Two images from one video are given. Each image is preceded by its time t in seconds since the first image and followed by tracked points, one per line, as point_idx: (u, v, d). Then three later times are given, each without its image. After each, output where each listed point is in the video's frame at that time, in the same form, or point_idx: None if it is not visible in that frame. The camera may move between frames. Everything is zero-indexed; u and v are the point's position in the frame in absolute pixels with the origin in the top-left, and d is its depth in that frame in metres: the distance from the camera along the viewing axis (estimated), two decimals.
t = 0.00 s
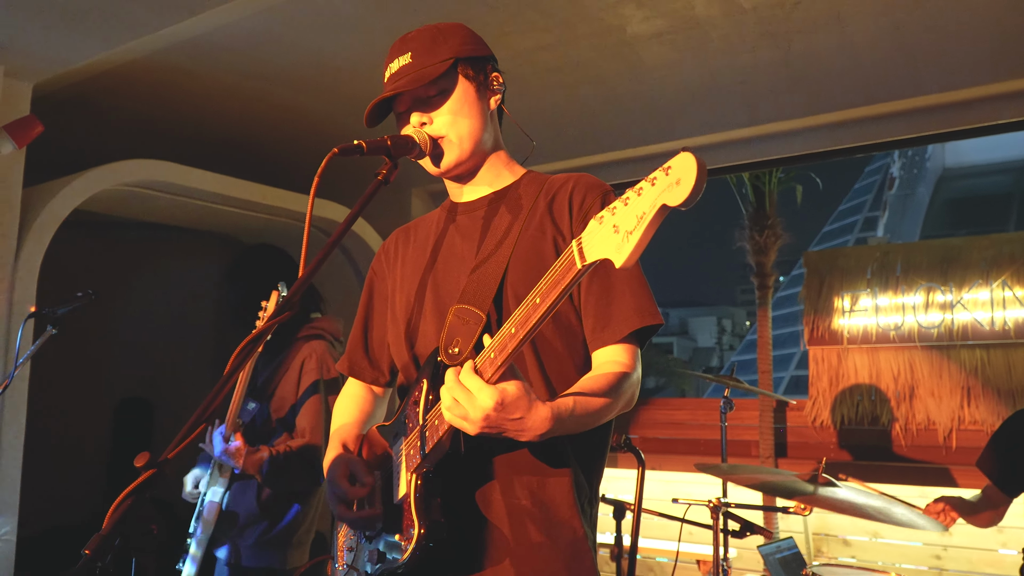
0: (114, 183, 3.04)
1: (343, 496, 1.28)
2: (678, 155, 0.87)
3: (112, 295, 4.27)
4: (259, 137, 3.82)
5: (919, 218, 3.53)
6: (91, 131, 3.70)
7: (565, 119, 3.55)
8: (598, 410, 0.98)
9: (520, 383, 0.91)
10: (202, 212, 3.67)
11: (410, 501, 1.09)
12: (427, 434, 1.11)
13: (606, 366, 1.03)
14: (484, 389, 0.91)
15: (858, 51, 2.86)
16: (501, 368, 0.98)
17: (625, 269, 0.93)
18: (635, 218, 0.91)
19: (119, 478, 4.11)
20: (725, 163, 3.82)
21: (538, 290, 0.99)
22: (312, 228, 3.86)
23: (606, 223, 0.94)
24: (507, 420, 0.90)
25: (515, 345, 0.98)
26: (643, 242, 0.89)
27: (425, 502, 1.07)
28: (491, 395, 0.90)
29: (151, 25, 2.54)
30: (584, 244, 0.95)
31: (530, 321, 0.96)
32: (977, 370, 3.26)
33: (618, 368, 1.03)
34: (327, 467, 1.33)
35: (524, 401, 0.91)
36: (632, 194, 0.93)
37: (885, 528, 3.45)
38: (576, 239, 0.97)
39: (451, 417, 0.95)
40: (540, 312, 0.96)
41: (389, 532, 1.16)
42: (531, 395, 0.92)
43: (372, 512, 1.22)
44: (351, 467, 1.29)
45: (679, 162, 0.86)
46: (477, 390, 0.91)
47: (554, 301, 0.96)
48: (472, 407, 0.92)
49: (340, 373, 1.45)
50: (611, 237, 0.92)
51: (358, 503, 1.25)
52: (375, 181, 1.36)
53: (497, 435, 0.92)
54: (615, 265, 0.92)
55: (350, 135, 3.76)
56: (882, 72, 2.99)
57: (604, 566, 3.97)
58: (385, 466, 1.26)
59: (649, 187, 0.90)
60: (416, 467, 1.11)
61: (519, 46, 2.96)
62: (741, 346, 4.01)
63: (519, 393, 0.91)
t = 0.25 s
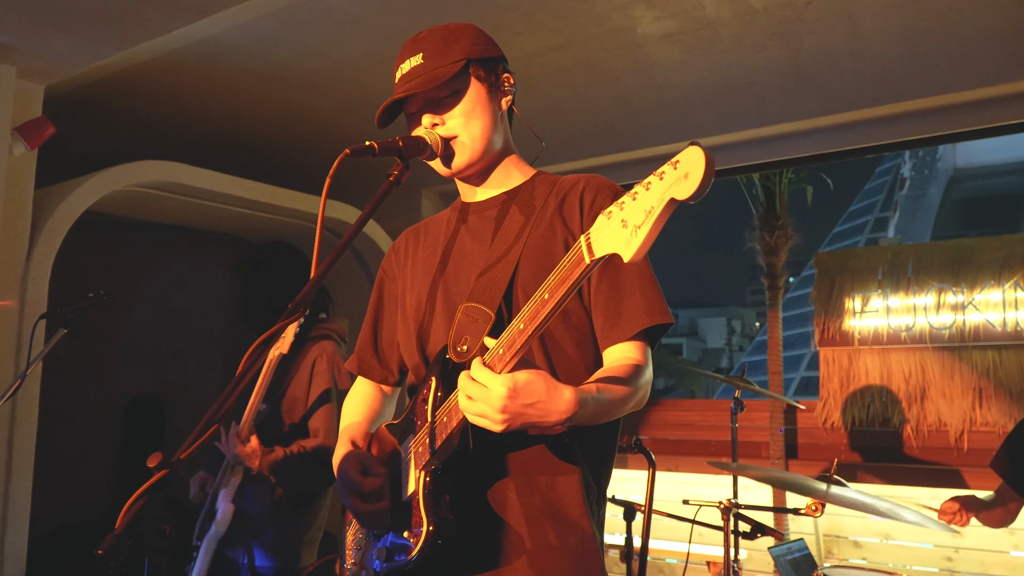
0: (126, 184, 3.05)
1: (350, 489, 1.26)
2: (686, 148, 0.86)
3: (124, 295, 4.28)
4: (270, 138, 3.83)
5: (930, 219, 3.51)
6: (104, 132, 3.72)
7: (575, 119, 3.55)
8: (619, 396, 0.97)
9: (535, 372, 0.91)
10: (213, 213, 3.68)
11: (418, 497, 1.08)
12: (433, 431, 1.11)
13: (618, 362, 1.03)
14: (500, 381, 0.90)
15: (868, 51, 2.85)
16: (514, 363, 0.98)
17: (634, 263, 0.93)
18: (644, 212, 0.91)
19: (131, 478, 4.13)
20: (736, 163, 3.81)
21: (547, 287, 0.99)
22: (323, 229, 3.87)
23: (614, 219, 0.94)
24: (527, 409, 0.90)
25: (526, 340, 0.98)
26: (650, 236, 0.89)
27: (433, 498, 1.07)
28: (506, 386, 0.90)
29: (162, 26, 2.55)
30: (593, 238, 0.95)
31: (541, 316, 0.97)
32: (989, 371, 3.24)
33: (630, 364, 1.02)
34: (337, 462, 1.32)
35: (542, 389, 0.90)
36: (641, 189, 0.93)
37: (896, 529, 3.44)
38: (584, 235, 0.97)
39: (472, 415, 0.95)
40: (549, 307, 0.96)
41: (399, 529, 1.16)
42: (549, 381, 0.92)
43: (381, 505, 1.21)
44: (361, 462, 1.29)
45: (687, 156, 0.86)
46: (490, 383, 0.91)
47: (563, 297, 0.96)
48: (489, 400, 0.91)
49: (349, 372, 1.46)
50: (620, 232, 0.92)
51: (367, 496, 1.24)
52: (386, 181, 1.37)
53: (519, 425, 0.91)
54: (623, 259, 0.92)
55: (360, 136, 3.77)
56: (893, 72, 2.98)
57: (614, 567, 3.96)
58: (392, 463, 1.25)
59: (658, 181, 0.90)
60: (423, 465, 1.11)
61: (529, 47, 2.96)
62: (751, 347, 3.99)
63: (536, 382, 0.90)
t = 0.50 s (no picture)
0: (135, 181, 3.06)
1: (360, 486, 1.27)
2: (694, 148, 0.87)
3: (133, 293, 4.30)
4: (278, 135, 3.83)
5: (938, 215, 3.51)
6: (113, 130, 3.73)
7: (583, 115, 3.55)
8: (626, 395, 0.97)
9: (542, 370, 0.91)
10: (221, 210, 3.69)
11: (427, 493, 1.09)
12: (444, 424, 1.11)
13: (627, 360, 1.03)
14: (506, 377, 0.91)
15: (878, 46, 2.84)
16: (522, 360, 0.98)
17: (643, 262, 0.93)
18: (651, 211, 0.91)
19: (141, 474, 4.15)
20: (744, 159, 3.81)
21: (556, 284, 0.99)
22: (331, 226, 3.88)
23: (621, 217, 0.95)
24: (533, 405, 0.90)
25: (534, 338, 0.98)
26: (657, 236, 0.90)
27: (443, 494, 1.07)
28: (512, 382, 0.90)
29: (171, 24, 2.55)
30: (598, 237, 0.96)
31: (549, 314, 0.97)
32: (999, 368, 3.23)
33: (639, 361, 1.02)
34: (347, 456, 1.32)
35: (549, 386, 0.90)
36: (646, 188, 0.93)
37: (905, 526, 3.43)
38: (591, 233, 0.97)
39: (478, 412, 0.95)
40: (557, 305, 0.96)
41: (409, 525, 1.16)
42: (556, 379, 0.92)
43: (391, 501, 1.22)
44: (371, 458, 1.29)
45: (695, 155, 0.86)
46: (498, 379, 0.92)
47: (572, 294, 0.96)
48: (495, 396, 0.91)
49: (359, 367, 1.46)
50: (627, 231, 0.93)
51: (377, 492, 1.24)
52: (395, 177, 1.37)
53: (525, 421, 0.91)
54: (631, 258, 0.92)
55: (368, 133, 3.77)
56: (903, 67, 2.97)
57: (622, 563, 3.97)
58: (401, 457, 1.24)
59: (664, 180, 0.91)
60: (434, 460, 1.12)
61: (537, 43, 2.96)
62: (760, 343, 3.98)
63: (542, 379, 0.91)
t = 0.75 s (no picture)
0: (138, 178, 3.06)
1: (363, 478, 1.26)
2: (704, 147, 0.86)
3: (137, 289, 4.30)
4: (281, 131, 3.83)
5: (943, 210, 3.48)
6: (116, 126, 3.73)
7: (586, 111, 3.55)
8: (631, 392, 0.96)
9: (547, 367, 0.91)
10: (224, 207, 3.70)
11: (433, 491, 1.10)
12: (449, 421, 1.11)
13: (633, 356, 1.03)
14: (512, 375, 0.90)
15: (881, 41, 2.84)
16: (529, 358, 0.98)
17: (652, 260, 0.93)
18: (660, 211, 0.91)
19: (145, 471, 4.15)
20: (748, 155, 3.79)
21: (564, 283, 0.98)
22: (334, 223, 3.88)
23: (630, 216, 0.94)
24: (538, 403, 0.90)
25: (541, 335, 0.98)
26: (667, 236, 0.89)
27: (450, 491, 1.08)
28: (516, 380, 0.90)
29: (173, 20, 2.55)
30: (608, 236, 0.96)
31: (556, 312, 0.96)
32: (1003, 363, 3.23)
33: (645, 358, 1.02)
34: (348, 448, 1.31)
35: (554, 384, 0.90)
36: (656, 187, 0.93)
37: (908, 522, 3.42)
38: (601, 232, 0.97)
39: (483, 409, 0.95)
40: (564, 304, 0.96)
41: (413, 521, 1.16)
42: (562, 377, 0.92)
43: (395, 496, 1.21)
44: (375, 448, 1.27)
45: (705, 154, 0.86)
46: (504, 377, 0.91)
47: (580, 294, 0.96)
48: (500, 394, 0.91)
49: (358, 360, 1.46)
50: (636, 230, 0.92)
51: (381, 487, 1.24)
52: (398, 173, 1.37)
53: (530, 418, 0.91)
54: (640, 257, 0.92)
55: (371, 129, 3.77)
56: (906, 62, 2.96)
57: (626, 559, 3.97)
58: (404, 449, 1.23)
59: (675, 180, 0.90)
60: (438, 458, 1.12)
61: (540, 39, 2.96)
62: (763, 339, 3.98)
63: (548, 377, 0.90)
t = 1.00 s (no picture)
0: (138, 176, 3.05)
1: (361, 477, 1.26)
2: (705, 139, 0.85)
3: (137, 288, 4.30)
4: (280, 129, 3.82)
5: (944, 207, 3.49)
6: (115, 125, 3.73)
7: (586, 108, 3.54)
8: (630, 388, 0.96)
9: (547, 361, 0.90)
10: (224, 205, 3.69)
11: (432, 488, 1.10)
12: (446, 417, 1.12)
13: (630, 352, 1.03)
14: (511, 369, 0.90)
15: (882, 38, 2.83)
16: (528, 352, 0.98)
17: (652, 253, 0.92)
18: (661, 202, 0.90)
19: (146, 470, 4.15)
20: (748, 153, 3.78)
21: (563, 277, 0.98)
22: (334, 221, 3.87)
23: (631, 208, 0.93)
24: (538, 397, 0.89)
25: (540, 330, 0.98)
26: (667, 228, 0.89)
27: (447, 489, 1.09)
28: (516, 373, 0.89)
29: (172, 18, 2.55)
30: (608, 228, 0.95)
31: (555, 307, 0.96)
32: (1005, 360, 3.22)
33: (642, 353, 1.02)
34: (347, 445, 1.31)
35: (554, 378, 0.89)
36: (657, 178, 0.92)
37: (909, 519, 3.42)
38: (601, 224, 0.96)
39: (482, 405, 0.94)
40: (565, 296, 0.96)
41: (411, 518, 1.17)
42: (562, 371, 0.91)
43: (393, 493, 1.22)
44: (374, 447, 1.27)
45: (706, 146, 0.85)
46: (505, 371, 0.91)
47: (580, 286, 0.96)
48: (500, 389, 0.91)
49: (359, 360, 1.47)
50: (638, 222, 0.92)
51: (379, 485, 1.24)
52: (396, 169, 1.36)
53: (530, 414, 0.90)
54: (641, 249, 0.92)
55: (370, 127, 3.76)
56: (907, 58, 2.95)
57: (626, 557, 3.97)
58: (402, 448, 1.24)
59: (675, 171, 0.89)
60: (435, 456, 1.14)
61: (540, 36, 2.95)
62: (764, 337, 3.99)
63: (548, 371, 0.90)
